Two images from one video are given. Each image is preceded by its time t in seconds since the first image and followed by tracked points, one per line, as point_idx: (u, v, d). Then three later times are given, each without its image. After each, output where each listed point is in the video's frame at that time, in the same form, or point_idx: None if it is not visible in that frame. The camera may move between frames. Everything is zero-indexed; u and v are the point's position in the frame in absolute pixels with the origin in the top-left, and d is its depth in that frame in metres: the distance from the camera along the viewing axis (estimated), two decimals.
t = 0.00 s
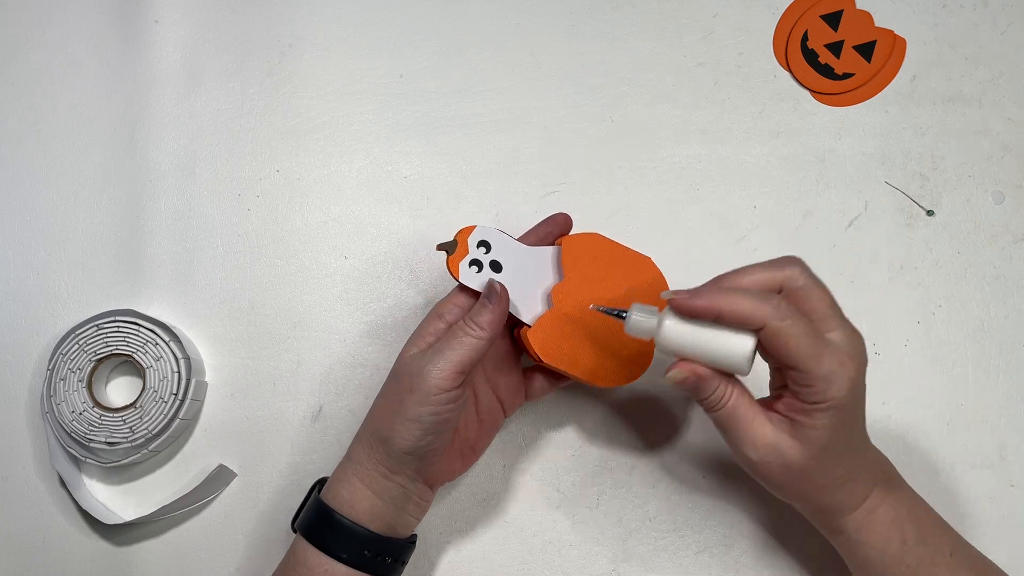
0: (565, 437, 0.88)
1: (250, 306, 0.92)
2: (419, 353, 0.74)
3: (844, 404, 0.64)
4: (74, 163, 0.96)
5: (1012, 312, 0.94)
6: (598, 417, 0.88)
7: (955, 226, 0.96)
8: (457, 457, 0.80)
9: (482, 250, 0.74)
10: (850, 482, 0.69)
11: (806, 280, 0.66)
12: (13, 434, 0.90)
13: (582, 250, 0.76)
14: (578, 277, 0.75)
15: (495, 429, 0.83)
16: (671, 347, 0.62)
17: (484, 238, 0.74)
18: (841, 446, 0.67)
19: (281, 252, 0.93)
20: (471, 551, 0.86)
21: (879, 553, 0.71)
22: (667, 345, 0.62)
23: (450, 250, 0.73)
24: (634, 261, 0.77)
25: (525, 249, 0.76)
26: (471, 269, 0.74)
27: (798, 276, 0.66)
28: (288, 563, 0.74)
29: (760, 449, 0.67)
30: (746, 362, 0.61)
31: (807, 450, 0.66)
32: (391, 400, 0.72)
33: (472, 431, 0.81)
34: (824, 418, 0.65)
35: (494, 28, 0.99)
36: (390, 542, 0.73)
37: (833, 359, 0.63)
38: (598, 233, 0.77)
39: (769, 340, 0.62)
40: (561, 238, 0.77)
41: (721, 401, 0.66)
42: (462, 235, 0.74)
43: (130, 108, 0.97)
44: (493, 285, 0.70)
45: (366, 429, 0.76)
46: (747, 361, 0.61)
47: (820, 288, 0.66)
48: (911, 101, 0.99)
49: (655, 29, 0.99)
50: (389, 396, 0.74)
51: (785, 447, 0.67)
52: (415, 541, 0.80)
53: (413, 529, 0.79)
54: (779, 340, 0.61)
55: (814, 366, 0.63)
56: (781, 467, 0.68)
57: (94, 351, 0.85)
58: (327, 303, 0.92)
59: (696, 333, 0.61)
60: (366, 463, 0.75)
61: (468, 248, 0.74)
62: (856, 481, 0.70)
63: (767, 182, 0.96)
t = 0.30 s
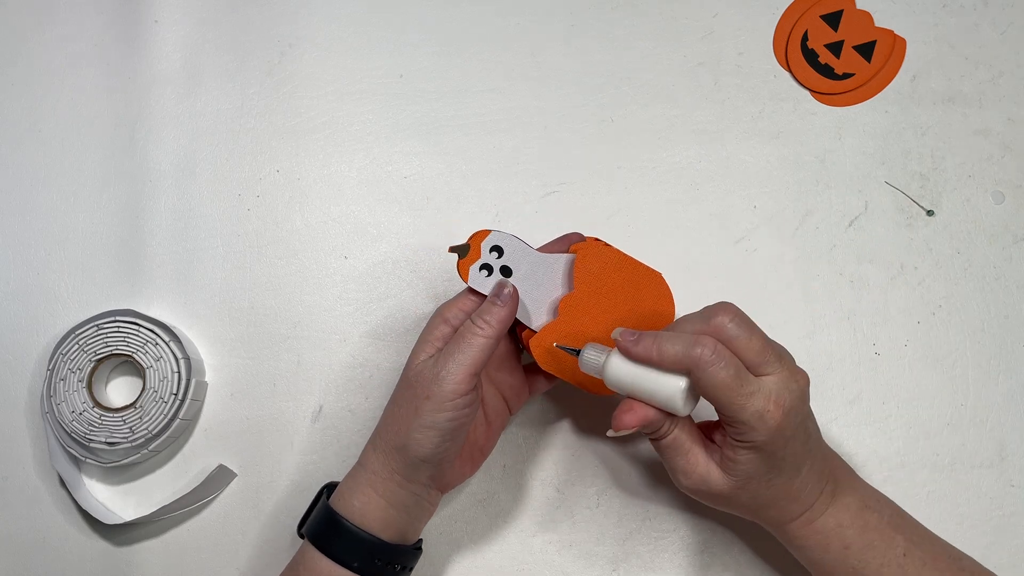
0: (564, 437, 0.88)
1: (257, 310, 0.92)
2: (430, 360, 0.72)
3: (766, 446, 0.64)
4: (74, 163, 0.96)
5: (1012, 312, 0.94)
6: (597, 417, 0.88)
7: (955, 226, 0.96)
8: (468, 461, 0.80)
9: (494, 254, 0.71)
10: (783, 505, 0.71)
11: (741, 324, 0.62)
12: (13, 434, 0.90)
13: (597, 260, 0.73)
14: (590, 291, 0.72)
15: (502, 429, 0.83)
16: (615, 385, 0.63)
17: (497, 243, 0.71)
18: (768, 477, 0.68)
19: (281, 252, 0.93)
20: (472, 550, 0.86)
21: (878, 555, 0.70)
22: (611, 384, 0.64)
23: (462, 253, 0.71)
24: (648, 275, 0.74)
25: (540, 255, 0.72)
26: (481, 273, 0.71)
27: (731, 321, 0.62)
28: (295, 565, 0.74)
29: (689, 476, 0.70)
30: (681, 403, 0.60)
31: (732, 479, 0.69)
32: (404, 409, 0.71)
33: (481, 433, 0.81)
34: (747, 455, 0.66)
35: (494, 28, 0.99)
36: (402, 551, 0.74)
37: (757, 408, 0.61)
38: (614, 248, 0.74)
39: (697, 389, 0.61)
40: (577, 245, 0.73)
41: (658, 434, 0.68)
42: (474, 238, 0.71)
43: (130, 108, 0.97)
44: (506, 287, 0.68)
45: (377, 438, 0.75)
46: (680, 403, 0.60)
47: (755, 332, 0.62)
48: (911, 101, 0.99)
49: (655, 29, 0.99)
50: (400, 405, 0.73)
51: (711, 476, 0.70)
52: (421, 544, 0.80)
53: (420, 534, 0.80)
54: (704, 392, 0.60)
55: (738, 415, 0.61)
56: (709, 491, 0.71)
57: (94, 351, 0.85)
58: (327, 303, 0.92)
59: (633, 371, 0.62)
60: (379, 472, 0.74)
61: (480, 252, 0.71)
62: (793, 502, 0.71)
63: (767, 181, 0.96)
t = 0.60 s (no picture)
0: (564, 437, 0.88)
1: (258, 311, 0.92)
2: (431, 362, 0.72)
3: (748, 451, 0.64)
4: (74, 163, 0.96)
5: (1012, 312, 0.94)
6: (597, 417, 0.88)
7: (955, 226, 0.96)
8: (470, 463, 0.80)
9: (496, 255, 0.71)
10: (766, 505, 0.71)
11: (724, 332, 0.61)
12: (13, 434, 0.90)
13: (601, 266, 0.72)
14: (591, 295, 0.71)
15: (503, 429, 0.83)
16: (603, 391, 0.63)
17: (499, 243, 0.71)
18: (751, 480, 0.68)
19: (281, 252, 0.93)
20: (472, 550, 0.86)
21: (872, 554, 0.70)
22: (600, 390, 0.63)
23: (464, 252, 0.71)
24: (652, 284, 0.73)
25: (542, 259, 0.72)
26: (482, 273, 0.71)
27: (714, 329, 0.61)
28: (296, 565, 0.74)
29: (673, 478, 0.70)
30: (667, 409, 0.60)
31: (715, 482, 0.69)
32: (405, 412, 0.71)
33: (483, 434, 0.81)
34: (731, 460, 0.66)
35: (494, 28, 0.99)
36: (404, 553, 0.74)
37: (741, 414, 0.61)
38: (620, 255, 0.73)
39: (683, 395, 0.60)
40: (581, 251, 0.73)
41: (645, 437, 0.68)
42: (477, 237, 0.71)
43: (130, 108, 0.97)
44: (505, 287, 0.68)
45: (379, 441, 0.75)
46: (666, 409, 0.60)
47: (740, 340, 0.61)
48: (911, 101, 0.99)
49: (655, 29, 0.99)
50: (402, 408, 0.72)
51: (695, 479, 0.70)
52: (423, 546, 0.80)
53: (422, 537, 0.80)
54: (690, 397, 0.59)
55: (722, 420, 0.61)
56: (693, 494, 0.71)
57: (94, 351, 0.85)
58: (327, 303, 0.92)
59: (621, 377, 0.61)
60: (380, 475, 0.74)
61: (482, 252, 0.71)
62: (777, 502, 0.71)
63: (767, 181, 0.96)
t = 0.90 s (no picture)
0: (564, 437, 0.88)
1: (259, 312, 0.92)
2: (433, 364, 0.72)
3: (735, 450, 0.63)
4: (74, 163, 0.96)
5: (1012, 312, 0.94)
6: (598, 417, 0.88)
7: (955, 226, 0.96)
8: (472, 464, 0.80)
9: (502, 258, 0.71)
10: (753, 504, 0.71)
11: (709, 333, 0.61)
12: (12, 434, 0.90)
13: (605, 273, 0.72)
14: (595, 300, 0.71)
15: (506, 430, 0.83)
16: (592, 394, 0.63)
17: (506, 247, 0.71)
18: (738, 480, 0.68)
19: (281, 252, 0.93)
20: (471, 551, 0.86)
21: (861, 552, 0.70)
22: (588, 393, 0.63)
23: (470, 255, 0.71)
24: (657, 292, 0.73)
25: (548, 263, 0.72)
26: (488, 276, 0.71)
27: (699, 330, 0.61)
28: (297, 565, 0.75)
29: (660, 477, 0.70)
30: (653, 411, 0.59)
31: (702, 481, 0.69)
32: (407, 413, 0.71)
33: (486, 436, 0.80)
34: (717, 459, 0.66)
35: (494, 28, 0.99)
36: (404, 555, 0.74)
37: (727, 414, 0.60)
38: (625, 263, 0.73)
39: (669, 395, 0.60)
40: (586, 258, 0.73)
41: (633, 437, 0.68)
42: (485, 240, 0.71)
43: (130, 108, 0.97)
44: (508, 289, 0.68)
45: (380, 442, 0.75)
46: (652, 411, 0.59)
47: (726, 340, 0.61)
48: (911, 101, 0.99)
49: (655, 29, 0.99)
50: (403, 410, 0.72)
51: (682, 478, 0.70)
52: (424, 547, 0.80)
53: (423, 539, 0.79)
54: (676, 398, 0.59)
55: (708, 421, 0.61)
56: (681, 493, 0.71)
57: (94, 350, 0.85)
58: (327, 302, 0.92)
59: (608, 380, 0.61)
60: (382, 476, 0.74)
61: (489, 255, 0.71)
62: (764, 500, 0.71)
63: (767, 182, 0.96)
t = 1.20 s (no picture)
0: (564, 437, 0.88)
1: (259, 312, 0.92)
2: (434, 365, 0.72)
3: (730, 447, 0.63)
4: (74, 163, 0.96)
5: (1013, 312, 0.94)
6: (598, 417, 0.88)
7: (955, 226, 0.96)
8: (473, 465, 0.80)
9: (504, 260, 0.71)
10: (748, 501, 0.71)
11: (704, 329, 0.61)
12: (13, 434, 0.90)
13: (606, 274, 0.72)
14: (596, 301, 0.71)
15: (506, 431, 0.83)
16: (588, 389, 0.63)
17: (507, 248, 0.71)
18: (733, 476, 0.68)
19: (281, 252, 0.93)
20: (471, 551, 0.86)
21: (857, 550, 0.70)
22: (584, 388, 0.63)
23: (472, 257, 0.71)
24: (658, 292, 0.73)
25: (549, 264, 0.72)
26: (490, 278, 0.71)
27: (695, 327, 0.61)
28: (297, 565, 0.75)
29: (656, 472, 0.70)
30: (648, 407, 0.59)
31: (698, 477, 0.69)
32: (408, 414, 0.71)
33: (486, 437, 0.80)
34: (713, 455, 0.65)
35: (494, 28, 0.99)
36: (405, 556, 0.74)
37: (723, 411, 0.60)
38: (626, 262, 0.73)
39: (664, 391, 0.60)
40: (587, 258, 0.73)
41: (628, 431, 0.68)
42: (486, 242, 0.71)
43: (130, 108, 0.97)
44: (510, 292, 0.68)
45: (381, 443, 0.75)
46: (647, 406, 0.59)
47: (721, 337, 0.61)
48: (911, 101, 0.99)
49: (655, 29, 0.99)
50: (404, 410, 0.72)
51: (678, 473, 0.70)
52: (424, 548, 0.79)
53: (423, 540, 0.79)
54: (671, 394, 0.59)
55: (704, 417, 0.60)
56: (676, 488, 0.71)
57: (94, 351, 0.85)
58: (327, 302, 0.92)
59: (604, 375, 0.61)
60: (382, 477, 0.74)
61: (490, 257, 0.71)
62: (759, 497, 0.71)
63: (767, 182, 0.96)
